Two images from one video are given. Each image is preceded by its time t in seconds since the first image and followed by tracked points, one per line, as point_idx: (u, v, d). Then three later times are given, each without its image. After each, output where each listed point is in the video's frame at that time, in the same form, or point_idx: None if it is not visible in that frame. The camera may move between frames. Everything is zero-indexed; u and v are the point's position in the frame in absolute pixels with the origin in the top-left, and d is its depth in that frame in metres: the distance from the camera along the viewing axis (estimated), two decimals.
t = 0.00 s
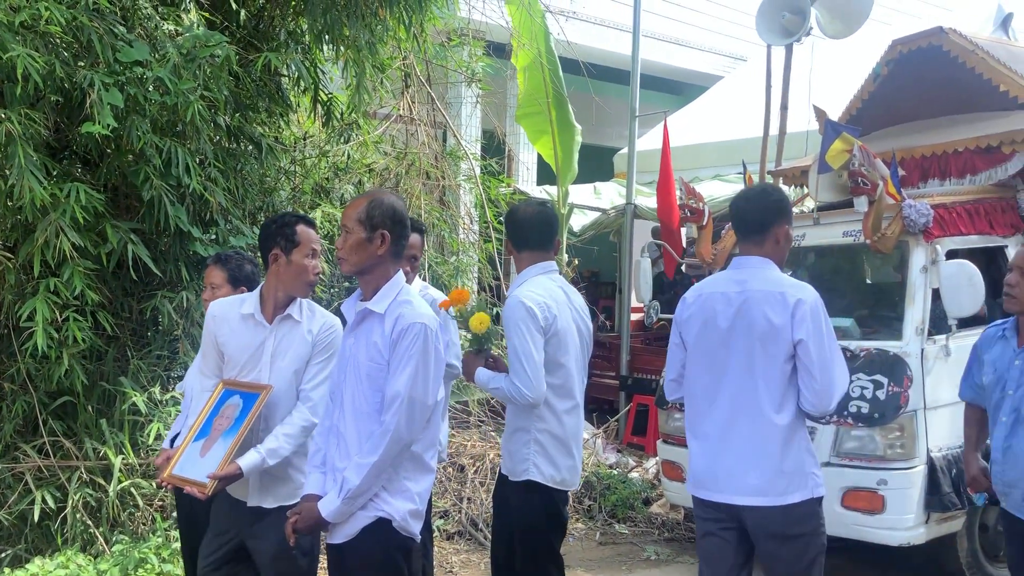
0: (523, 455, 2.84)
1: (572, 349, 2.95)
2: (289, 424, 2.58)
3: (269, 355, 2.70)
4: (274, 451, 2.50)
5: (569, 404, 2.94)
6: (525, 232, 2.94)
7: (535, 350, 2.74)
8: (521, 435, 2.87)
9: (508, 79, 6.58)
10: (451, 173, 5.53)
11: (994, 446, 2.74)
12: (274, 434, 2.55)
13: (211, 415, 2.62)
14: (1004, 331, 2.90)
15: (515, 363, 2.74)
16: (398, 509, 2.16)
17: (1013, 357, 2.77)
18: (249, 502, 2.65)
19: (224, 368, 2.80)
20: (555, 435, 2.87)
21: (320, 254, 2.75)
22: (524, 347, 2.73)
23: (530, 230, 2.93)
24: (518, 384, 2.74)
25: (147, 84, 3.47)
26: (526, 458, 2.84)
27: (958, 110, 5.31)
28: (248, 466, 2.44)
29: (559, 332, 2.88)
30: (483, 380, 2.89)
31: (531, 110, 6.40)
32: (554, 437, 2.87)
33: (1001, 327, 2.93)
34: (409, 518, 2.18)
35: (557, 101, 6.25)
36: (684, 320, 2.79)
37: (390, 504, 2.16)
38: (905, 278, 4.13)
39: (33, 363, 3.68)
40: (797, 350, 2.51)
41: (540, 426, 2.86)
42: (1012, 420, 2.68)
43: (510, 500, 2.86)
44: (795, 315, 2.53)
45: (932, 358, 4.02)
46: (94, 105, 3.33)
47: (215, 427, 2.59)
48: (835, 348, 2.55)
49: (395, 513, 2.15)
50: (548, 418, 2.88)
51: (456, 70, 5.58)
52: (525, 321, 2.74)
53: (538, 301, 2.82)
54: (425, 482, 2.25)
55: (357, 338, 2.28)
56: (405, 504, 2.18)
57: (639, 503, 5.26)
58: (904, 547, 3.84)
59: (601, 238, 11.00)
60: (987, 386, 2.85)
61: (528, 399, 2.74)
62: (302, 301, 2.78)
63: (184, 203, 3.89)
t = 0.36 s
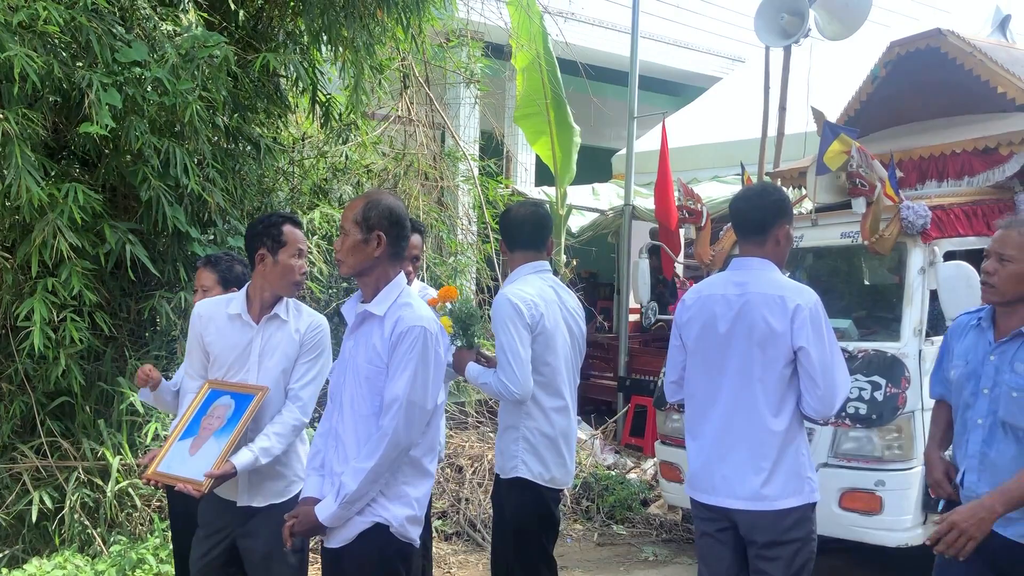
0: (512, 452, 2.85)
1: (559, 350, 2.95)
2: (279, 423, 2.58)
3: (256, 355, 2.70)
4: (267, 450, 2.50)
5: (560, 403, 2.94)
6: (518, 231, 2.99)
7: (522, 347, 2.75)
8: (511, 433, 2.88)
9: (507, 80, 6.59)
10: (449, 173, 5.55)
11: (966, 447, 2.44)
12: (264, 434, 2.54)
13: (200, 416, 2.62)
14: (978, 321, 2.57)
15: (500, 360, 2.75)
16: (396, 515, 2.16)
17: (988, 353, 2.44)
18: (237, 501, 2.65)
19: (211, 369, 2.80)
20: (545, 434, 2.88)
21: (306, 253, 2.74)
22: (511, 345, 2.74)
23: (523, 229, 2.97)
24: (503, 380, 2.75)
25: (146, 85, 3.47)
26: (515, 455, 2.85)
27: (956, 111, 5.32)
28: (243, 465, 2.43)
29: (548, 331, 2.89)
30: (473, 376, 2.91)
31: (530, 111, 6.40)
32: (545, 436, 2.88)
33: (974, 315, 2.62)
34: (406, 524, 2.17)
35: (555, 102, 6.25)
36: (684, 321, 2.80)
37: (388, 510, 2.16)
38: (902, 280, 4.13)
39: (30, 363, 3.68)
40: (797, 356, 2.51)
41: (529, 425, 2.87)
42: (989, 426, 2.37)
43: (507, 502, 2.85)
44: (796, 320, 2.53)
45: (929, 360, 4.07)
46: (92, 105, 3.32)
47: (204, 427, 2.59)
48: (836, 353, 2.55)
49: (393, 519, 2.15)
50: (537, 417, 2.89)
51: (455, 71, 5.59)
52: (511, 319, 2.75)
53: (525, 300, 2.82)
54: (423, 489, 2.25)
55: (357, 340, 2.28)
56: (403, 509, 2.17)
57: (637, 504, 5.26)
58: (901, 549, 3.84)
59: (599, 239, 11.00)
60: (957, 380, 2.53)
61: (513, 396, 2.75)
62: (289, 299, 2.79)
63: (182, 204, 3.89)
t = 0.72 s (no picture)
0: (490, 451, 2.92)
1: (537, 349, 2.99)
2: (268, 423, 2.58)
3: (239, 355, 2.70)
4: (256, 451, 2.51)
5: (540, 404, 2.99)
6: (502, 234, 3.05)
7: (499, 344, 2.82)
8: (490, 433, 2.95)
9: (502, 81, 6.59)
10: (445, 175, 5.55)
11: (869, 466, 2.20)
12: (254, 434, 2.55)
13: (188, 416, 2.62)
14: (882, 329, 2.34)
15: (479, 358, 2.83)
16: (386, 526, 2.15)
17: (893, 362, 2.19)
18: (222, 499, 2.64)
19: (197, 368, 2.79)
20: (526, 435, 2.93)
21: (273, 255, 2.72)
22: (489, 343, 2.81)
23: (505, 233, 3.03)
24: (482, 378, 2.82)
25: (140, 86, 3.46)
26: (493, 453, 2.91)
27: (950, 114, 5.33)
28: (232, 464, 2.45)
29: (527, 331, 2.95)
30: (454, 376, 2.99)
31: (525, 112, 6.40)
32: (524, 436, 2.93)
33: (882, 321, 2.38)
34: (398, 535, 2.16)
35: (551, 104, 6.25)
36: (681, 323, 2.79)
37: (378, 520, 2.15)
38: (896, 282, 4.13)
39: (24, 364, 3.67)
40: (796, 361, 2.51)
41: (509, 424, 2.93)
42: (893, 442, 2.13)
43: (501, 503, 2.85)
44: (794, 326, 2.53)
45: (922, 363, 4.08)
46: (86, 106, 3.32)
47: (193, 426, 2.58)
48: (834, 358, 2.56)
49: (382, 529, 2.15)
50: (517, 416, 2.94)
51: (450, 73, 5.59)
52: (488, 318, 2.84)
53: (500, 297, 2.91)
54: (420, 498, 2.23)
55: (350, 344, 2.27)
56: (394, 520, 2.16)
57: (632, 505, 5.26)
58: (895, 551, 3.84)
59: (595, 241, 11.01)
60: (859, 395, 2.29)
61: (491, 393, 2.81)
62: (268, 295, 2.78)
63: (177, 205, 3.89)
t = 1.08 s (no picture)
0: (470, 449, 2.94)
1: (519, 349, 3.01)
2: (268, 424, 2.57)
3: (241, 355, 2.69)
4: (254, 451, 2.51)
5: (521, 402, 3.03)
6: (483, 233, 3.05)
7: (483, 341, 2.84)
8: (470, 431, 2.97)
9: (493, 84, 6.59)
10: (437, 177, 5.56)
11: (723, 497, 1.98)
12: (255, 434, 2.55)
13: (194, 414, 2.66)
14: (750, 346, 2.09)
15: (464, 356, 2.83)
16: (359, 529, 2.16)
17: (756, 390, 1.94)
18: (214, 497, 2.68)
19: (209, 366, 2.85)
20: (505, 433, 2.96)
21: (229, 267, 2.66)
22: (473, 341, 2.83)
23: (484, 232, 3.04)
24: (466, 375, 2.83)
25: (131, 87, 3.45)
26: (472, 451, 2.93)
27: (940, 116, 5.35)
28: (228, 462, 2.48)
29: (511, 330, 2.98)
30: (436, 373, 3.00)
31: (517, 114, 6.40)
32: (503, 433, 2.96)
33: (746, 336, 2.13)
34: (372, 538, 2.17)
35: (542, 107, 6.26)
36: (672, 324, 2.81)
37: (352, 522, 2.16)
38: (886, 284, 4.14)
39: (13, 366, 3.65)
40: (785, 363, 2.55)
41: (488, 422, 2.96)
42: (746, 477, 1.90)
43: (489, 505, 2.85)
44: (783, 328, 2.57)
45: (913, 364, 4.01)
46: (77, 107, 3.31)
47: (197, 424, 2.62)
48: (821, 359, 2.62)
49: (355, 532, 2.16)
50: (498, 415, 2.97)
51: (442, 75, 5.60)
52: (472, 315, 2.85)
53: (486, 297, 2.92)
54: (395, 500, 2.25)
55: (325, 345, 2.28)
56: (367, 522, 2.17)
57: (623, 507, 5.27)
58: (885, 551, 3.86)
59: (587, 244, 11.02)
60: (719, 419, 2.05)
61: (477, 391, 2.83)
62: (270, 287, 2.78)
63: (168, 206, 3.88)
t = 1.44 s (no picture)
0: (445, 456, 2.95)
1: (498, 353, 3.01)
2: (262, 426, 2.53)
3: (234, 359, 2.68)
4: (247, 453, 2.49)
5: (491, 410, 2.99)
6: (462, 234, 3.05)
7: (466, 349, 2.82)
8: (445, 437, 2.97)
9: (483, 86, 6.60)
10: (426, 179, 5.57)
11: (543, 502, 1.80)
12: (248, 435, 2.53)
13: (191, 415, 2.66)
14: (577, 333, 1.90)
15: (446, 365, 2.82)
16: (320, 530, 2.20)
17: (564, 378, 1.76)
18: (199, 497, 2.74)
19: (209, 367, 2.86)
20: (479, 439, 2.96)
21: (208, 270, 2.70)
22: (455, 350, 2.80)
23: (463, 234, 3.04)
24: (448, 384, 2.82)
25: (119, 89, 3.44)
26: (447, 459, 2.95)
27: (926, 119, 5.39)
28: (221, 465, 2.48)
29: (489, 335, 2.94)
30: (414, 378, 2.97)
31: (506, 116, 6.41)
32: (476, 439, 2.96)
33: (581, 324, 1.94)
34: (335, 537, 2.22)
35: (532, 109, 6.27)
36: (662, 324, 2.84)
37: (314, 524, 2.20)
38: (873, 285, 4.17)
39: None
40: (773, 367, 2.57)
41: (461, 428, 2.95)
42: (557, 478, 1.72)
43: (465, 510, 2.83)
44: (772, 331, 2.58)
45: (900, 365, 4.00)
46: (65, 109, 3.30)
47: (194, 426, 2.63)
48: (814, 367, 2.59)
49: (318, 535, 2.20)
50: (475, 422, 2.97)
51: (431, 77, 5.61)
52: (455, 323, 2.81)
53: (466, 303, 2.87)
54: (358, 500, 2.29)
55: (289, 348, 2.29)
56: (328, 523, 2.22)
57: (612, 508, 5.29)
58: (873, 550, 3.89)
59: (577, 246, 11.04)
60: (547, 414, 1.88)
61: (457, 400, 2.84)
62: (260, 288, 2.77)
63: (156, 208, 3.87)
